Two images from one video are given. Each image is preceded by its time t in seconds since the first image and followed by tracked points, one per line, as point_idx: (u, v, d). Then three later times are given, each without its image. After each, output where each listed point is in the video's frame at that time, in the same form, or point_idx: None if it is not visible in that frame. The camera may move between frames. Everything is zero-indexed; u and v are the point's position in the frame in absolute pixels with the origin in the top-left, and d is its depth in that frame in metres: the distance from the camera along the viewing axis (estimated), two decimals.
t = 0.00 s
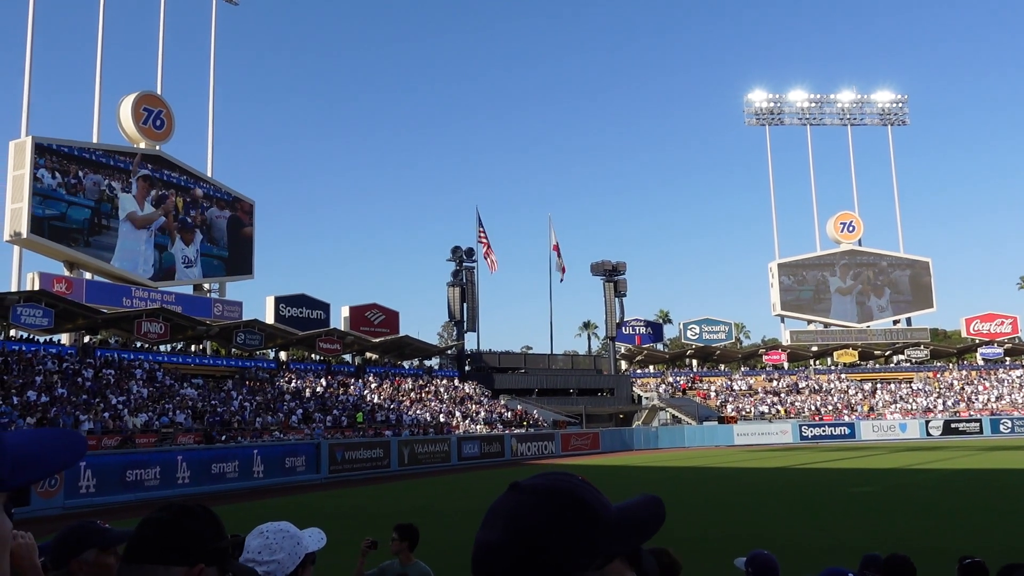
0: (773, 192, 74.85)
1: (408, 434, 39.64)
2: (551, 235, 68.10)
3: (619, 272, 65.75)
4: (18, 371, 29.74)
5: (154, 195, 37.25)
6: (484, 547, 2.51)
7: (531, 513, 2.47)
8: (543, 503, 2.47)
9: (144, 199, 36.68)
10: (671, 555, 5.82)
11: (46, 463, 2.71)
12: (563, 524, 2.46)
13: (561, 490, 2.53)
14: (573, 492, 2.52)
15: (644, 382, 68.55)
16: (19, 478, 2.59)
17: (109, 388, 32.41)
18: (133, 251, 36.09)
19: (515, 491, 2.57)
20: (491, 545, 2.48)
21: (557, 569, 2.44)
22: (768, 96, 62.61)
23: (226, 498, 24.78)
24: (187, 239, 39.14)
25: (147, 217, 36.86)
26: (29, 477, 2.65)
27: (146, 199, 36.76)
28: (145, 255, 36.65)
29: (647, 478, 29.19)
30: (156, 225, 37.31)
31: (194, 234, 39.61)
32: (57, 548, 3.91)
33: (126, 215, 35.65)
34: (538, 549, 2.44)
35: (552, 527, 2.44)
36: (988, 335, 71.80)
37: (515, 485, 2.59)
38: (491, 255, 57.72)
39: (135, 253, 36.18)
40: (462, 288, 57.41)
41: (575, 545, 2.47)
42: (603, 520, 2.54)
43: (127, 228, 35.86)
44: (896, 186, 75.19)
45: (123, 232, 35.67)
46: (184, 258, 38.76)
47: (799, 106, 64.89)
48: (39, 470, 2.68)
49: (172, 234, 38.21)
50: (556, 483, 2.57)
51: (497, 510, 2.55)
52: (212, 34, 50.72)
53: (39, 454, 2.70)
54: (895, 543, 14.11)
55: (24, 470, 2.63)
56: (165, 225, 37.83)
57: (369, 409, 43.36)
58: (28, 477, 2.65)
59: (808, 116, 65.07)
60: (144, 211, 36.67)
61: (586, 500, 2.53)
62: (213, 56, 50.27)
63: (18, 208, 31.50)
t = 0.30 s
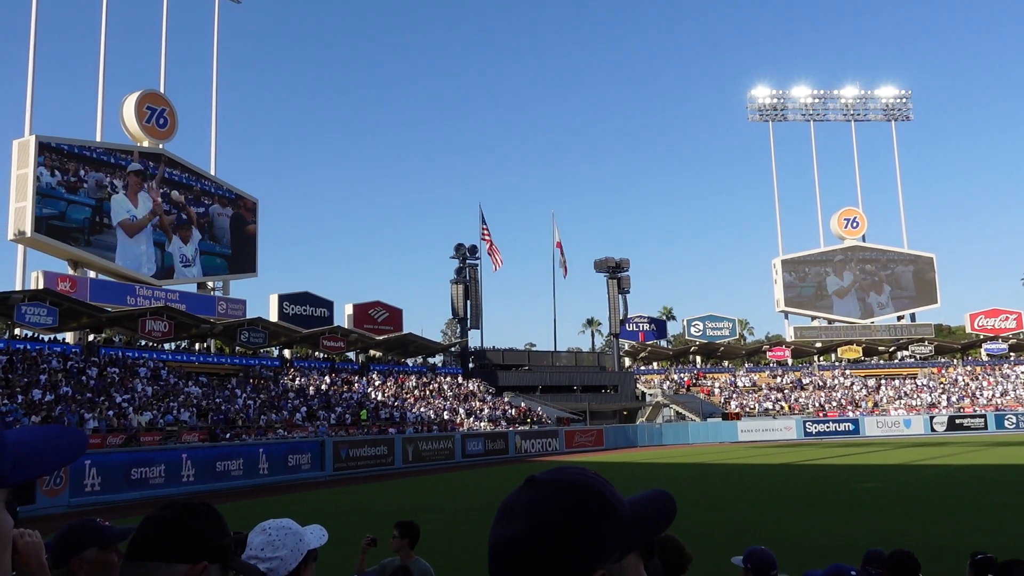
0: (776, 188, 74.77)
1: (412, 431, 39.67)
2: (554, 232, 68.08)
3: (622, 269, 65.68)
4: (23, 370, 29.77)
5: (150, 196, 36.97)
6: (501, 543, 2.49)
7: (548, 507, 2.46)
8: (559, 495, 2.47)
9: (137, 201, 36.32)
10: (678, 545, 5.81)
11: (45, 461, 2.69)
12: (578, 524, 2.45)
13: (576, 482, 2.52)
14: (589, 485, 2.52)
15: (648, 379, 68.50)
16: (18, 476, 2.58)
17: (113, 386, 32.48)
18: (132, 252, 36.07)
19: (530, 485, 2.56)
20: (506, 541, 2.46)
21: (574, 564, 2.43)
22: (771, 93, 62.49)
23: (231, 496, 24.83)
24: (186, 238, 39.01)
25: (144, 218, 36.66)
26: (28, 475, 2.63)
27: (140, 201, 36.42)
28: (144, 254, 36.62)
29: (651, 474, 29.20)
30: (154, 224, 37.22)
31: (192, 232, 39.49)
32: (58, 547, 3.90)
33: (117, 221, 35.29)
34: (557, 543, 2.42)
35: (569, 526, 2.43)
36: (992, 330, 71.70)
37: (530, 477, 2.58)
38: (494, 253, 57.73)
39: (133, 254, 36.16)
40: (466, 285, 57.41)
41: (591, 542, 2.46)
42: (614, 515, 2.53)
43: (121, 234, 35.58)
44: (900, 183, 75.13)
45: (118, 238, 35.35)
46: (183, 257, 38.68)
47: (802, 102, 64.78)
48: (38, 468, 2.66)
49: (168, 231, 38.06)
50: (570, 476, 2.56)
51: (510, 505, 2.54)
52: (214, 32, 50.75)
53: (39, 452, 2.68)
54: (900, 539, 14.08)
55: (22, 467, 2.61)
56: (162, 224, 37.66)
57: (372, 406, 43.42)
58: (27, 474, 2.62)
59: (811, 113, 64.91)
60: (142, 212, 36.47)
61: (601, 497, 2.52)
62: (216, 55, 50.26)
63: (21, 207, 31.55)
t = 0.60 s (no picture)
0: (779, 184, 74.68)
1: (416, 428, 39.70)
2: (557, 229, 68.04)
3: (626, 265, 65.63)
4: (27, 369, 29.82)
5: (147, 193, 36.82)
6: (501, 535, 2.48)
7: (549, 500, 2.46)
8: (560, 488, 2.48)
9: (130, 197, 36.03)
10: (678, 538, 5.82)
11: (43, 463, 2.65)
12: (576, 527, 2.45)
13: (577, 478, 2.52)
14: (589, 481, 2.52)
15: (652, 375, 68.45)
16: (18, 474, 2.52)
17: (118, 384, 32.59)
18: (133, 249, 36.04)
19: (530, 477, 2.55)
20: (500, 535, 2.46)
21: (574, 557, 2.44)
22: (774, 89, 62.39)
23: (235, 494, 24.87)
24: (184, 235, 38.93)
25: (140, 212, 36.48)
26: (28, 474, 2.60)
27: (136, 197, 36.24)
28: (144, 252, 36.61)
29: (654, 471, 29.20)
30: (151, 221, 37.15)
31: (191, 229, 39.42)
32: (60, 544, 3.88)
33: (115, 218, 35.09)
34: (557, 537, 2.43)
35: (564, 528, 2.43)
36: (996, 326, 71.58)
37: (529, 469, 2.58)
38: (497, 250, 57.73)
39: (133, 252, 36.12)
40: (469, 283, 57.43)
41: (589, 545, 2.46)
42: (609, 508, 2.55)
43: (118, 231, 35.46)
44: (904, 178, 75.00)
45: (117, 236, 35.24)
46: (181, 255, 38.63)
47: (805, 97, 64.70)
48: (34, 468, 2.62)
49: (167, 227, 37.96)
50: (570, 470, 2.57)
51: (510, 496, 2.51)
52: (216, 30, 50.77)
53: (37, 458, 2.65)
54: (903, 535, 14.05)
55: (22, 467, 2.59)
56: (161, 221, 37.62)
57: (376, 404, 43.45)
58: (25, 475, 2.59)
59: (814, 108, 64.79)
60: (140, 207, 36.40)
61: (597, 497, 2.53)
62: (218, 53, 50.29)
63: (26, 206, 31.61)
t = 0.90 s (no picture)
0: (784, 179, 74.49)
1: (420, 425, 39.73)
2: (560, 225, 68.00)
3: (629, 261, 65.55)
4: (32, 367, 29.90)
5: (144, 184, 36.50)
6: (481, 522, 2.48)
7: (526, 485, 2.48)
8: (536, 473, 2.51)
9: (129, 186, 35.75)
10: (678, 534, 5.83)
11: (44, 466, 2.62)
12: (552, 514, 2.46)
13: (552, 466, 2.55)
14: (561, 469, 2.55)
15: (656, 372, 68.39)
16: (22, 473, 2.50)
17: (123, 382, 32.70)
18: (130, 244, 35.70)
19: (504, 464, 2.58)
20: (476, 527, 2.47)
21: (553, 543, 2.45)
22: (777, 85, 62.24)
23: (240, 491, 24.94)
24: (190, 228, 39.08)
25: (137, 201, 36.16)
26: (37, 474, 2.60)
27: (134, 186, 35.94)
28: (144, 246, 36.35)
29: (658, 467, 29.20)
30: (151, 214, 36.92)
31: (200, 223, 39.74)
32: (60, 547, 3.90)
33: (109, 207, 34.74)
34: (537, 523, 2.43)
35: (538, 513, 2.45)
36: (1001, 322, 71.39)
37: (503, 458, 2.61)
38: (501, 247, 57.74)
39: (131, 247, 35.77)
40: (473, 279, 57.45)
41: (565, 532, 2.46)
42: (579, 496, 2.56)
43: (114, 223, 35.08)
44: (909, 173, 74.74)
45: (112, 230, 34.88)
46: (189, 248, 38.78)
47: (809, 93, 64.58)
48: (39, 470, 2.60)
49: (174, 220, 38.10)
50: (544, 458, 2.59)
51: (484, 488, 2.53)
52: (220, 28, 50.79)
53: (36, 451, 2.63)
54: (909, 531, 14.02)
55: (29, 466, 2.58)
56: (161, 214, 37.36)
57: (380, 401, 43.49)
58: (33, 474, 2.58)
59: (818, 104, 64.62)
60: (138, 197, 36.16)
61: (568, 482, 2.56)
62: (222, 51, 50.30)
63: (29, 204, 31.71)
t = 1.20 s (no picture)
0: (790, 175, 74.33)
1: (428, 422, 39.83)
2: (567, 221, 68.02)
3: (636, 258, 65.52)
4: (41, 365, 30.03)
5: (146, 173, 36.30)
6: (468, 516, 2.51)
7: (505, 476, 2.53)
8: (515, 464, 2.56)
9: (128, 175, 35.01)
10: (682, 531, 5.86)
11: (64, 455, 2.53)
12: (535, 502, 2.49)
13: (526, 458, 2.60)
14: (537, 459, 2.60)
15: (663, 368, 68.38)
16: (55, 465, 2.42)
17: (131, 379, 32.84)
18: (127, 238, 34.80)
19: (484, 460, 2.63)
20: (465, 522, 2.50)
21: (540, 529, 2.48)
22: (784, 80, 62.11)
23: (249, 487, 25.06)
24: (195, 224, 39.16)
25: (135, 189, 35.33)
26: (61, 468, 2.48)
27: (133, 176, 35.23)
28: (142, 238, 35.78)
29: (665, 464, 29.24)
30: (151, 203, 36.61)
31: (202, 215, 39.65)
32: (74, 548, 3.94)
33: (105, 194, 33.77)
34: (522, 510, 2.47)
35: (521, 502, 2.48)
36: (1010, 317, 71.18)
37: (482, 453, 2.66)
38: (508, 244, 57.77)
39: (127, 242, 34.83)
40: (480, 276, 57.51)
41: (550, 518, 2.50)
42: (559, 487, 2.60)
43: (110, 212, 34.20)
44: (916, 169, 74.50)
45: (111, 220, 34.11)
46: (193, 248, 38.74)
47: (815, 89, 64.41)
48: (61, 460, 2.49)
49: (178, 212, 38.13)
50: (519, 452, 2.64)
51: (468, 484, 2.58)
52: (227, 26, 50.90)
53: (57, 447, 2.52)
54: (918, 527, 14.01)
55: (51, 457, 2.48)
56: (162, 204, 37.12)
57: (388, 398, 43.59)
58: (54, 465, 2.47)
59: (825, 99, 64.45)
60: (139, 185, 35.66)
61: (548, 469, 2.60)
62: (228, 49, 50.39)
63: (39, 203, 31.80)
